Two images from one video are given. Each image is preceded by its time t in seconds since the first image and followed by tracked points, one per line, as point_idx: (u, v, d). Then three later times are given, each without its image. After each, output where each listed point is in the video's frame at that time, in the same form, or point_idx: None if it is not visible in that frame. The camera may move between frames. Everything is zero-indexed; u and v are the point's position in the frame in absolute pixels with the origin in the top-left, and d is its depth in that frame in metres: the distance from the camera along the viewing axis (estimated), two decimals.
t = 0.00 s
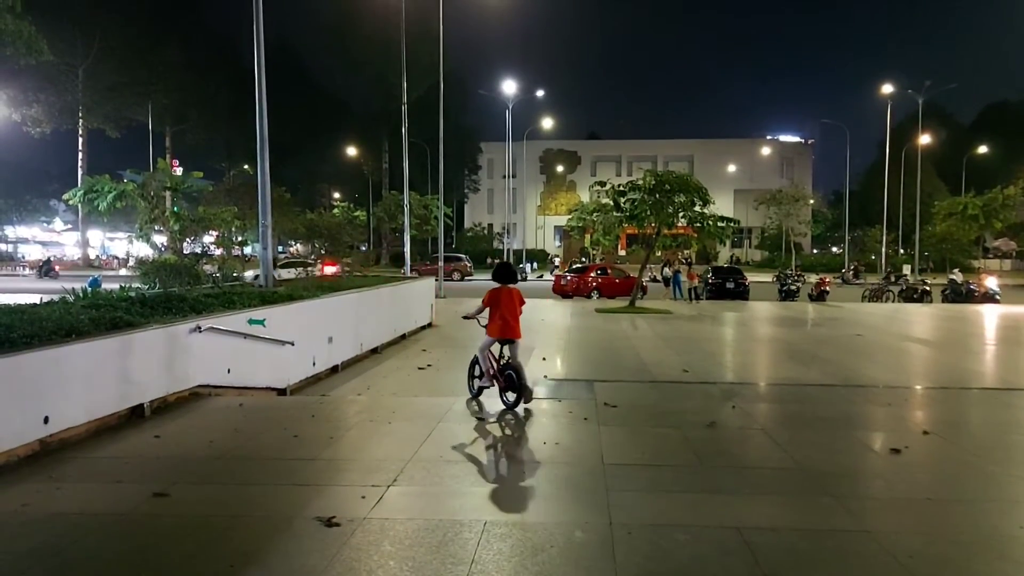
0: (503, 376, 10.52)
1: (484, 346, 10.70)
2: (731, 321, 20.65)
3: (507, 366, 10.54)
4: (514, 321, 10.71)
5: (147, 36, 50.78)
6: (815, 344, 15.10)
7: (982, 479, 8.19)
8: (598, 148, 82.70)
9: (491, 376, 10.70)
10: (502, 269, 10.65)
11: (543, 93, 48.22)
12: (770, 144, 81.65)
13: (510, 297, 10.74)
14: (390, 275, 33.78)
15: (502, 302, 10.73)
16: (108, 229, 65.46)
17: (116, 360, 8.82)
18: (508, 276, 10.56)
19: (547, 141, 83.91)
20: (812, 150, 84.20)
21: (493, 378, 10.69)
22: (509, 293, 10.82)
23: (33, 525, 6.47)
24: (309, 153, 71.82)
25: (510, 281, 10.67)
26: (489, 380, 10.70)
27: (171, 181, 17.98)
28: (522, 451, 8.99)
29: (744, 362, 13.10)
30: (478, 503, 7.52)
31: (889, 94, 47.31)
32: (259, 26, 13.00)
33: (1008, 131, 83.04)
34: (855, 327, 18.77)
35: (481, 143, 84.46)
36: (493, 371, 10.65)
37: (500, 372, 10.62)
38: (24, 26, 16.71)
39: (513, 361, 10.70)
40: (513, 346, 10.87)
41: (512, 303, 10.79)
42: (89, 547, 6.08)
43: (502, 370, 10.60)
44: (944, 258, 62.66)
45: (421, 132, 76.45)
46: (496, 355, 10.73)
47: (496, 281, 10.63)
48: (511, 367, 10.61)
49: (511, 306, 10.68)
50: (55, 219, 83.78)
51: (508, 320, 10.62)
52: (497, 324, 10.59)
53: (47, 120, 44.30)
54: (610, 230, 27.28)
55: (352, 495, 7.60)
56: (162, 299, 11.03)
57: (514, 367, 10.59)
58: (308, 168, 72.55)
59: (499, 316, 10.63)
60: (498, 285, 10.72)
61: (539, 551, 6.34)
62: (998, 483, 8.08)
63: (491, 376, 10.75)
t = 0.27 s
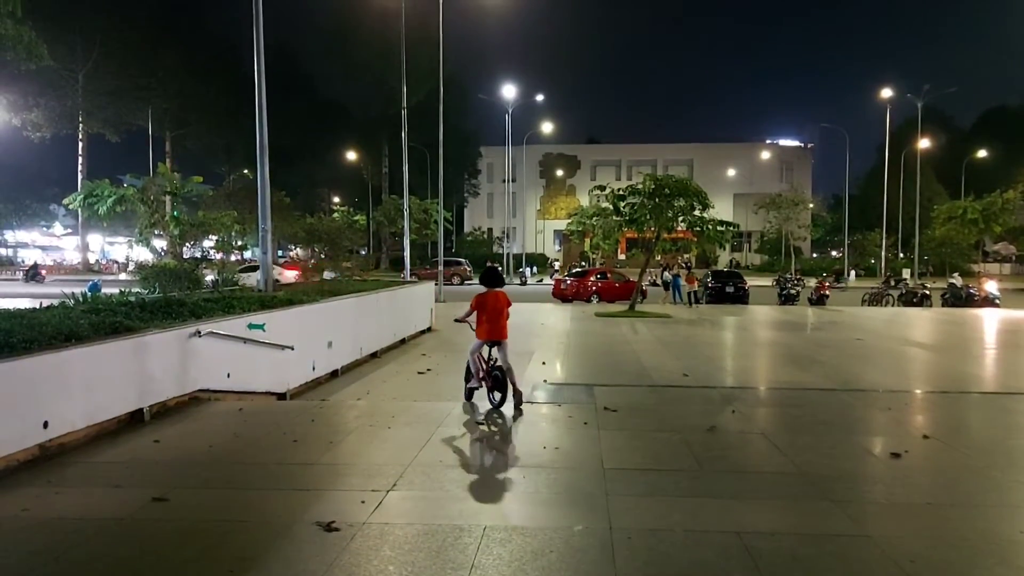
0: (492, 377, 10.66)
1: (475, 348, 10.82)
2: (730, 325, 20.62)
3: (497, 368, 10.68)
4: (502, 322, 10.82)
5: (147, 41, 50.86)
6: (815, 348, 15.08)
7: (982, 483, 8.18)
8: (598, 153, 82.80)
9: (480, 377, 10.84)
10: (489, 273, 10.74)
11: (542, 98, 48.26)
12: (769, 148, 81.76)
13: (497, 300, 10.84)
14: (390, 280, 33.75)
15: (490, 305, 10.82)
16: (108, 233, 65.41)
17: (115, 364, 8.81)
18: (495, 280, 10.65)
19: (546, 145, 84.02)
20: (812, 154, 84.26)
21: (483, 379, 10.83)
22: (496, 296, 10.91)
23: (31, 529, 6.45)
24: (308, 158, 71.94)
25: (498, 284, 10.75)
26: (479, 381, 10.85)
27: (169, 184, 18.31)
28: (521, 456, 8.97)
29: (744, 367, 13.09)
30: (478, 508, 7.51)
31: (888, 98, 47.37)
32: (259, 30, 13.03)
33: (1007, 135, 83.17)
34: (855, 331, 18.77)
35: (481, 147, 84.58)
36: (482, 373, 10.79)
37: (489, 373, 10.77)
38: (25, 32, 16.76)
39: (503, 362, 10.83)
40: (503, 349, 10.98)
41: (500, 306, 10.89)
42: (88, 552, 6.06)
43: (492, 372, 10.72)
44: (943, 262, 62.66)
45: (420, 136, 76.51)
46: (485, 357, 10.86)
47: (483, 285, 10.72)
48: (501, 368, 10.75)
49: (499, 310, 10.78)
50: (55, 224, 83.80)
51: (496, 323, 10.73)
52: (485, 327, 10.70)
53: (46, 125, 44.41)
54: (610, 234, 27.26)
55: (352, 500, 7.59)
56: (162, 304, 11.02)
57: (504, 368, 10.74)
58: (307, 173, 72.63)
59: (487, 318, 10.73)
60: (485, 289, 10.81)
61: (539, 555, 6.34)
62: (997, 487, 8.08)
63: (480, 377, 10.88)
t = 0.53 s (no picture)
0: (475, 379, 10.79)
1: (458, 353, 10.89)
2: (724, 329, 20.61)
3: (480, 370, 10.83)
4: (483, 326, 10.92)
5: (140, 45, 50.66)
6: (808, 352, 15.11)
7: (975, 486, 8.21)
8: (591, 156, 82.94)
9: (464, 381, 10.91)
10: (468, 279, 10.84)
11: (535, 102, 48.31)
12: (762, 153, 82.02)
13: (477, 303, 10.94)
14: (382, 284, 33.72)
15: (470, 310, 10.93)
16: (100, 237, 65.08)
17: (108, 369, 8.79)
18: (474, 285, 10.76)
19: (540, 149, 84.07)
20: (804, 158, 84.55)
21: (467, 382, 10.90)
22: (475, 299, 11.02)
23: (22, 535, 6.42)
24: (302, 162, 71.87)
25: (478, 289, 10.87)
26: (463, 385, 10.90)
27: (162, 189, 18.05)
28: (514, 460, 8.95)
29: (737, 371, 13.10)
30: (471, 513, 7.50)
31: (881, 103, 47.56)
32: (253, 34, 13.02)
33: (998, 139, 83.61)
34: (848, 335, 18.81)
35: (474, 151, 84.61)
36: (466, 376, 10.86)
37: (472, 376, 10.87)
38: (16, 36, 16.68)
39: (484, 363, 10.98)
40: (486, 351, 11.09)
41: (480, 310, 11.00)
42: (80, 558, 6.03)
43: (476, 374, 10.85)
44: (936, 266, 62.92)
45: (414, 140, 76.48)
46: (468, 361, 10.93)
47: (463, 291, 10.78)
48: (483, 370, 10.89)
49: (480, 314, 10.88)
50: (47, 228, 83.43)
51: (479, 327, 10.84)
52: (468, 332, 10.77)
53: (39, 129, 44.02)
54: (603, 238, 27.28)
55: (345, 505, 7.57)
56: (155, 309, 10.99)
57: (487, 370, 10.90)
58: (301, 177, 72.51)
59: (468, 323, 10.81)
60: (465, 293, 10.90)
61: (532, 560, 6.33)
62: (989, 490, 8.11)
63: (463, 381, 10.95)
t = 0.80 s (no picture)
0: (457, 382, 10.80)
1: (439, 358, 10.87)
2: (714, 332, 20.63)
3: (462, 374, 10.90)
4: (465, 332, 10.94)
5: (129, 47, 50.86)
6: (798, 355, 15.14)
7: (963, 489, 8.25)
8: (582, 160, 83.05)
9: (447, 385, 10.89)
10: (450, 285, 10.86)
11: (526, 107, 48.36)
12: (753, 157, 82.29)
13: (458, 309, 10.95)
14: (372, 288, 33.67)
15: (452, 316, 10.92)
16: (90, 241, 64.70)
17: (96, 373, 8.74)
18: (455, 292, 10.76)
19: (531, 153, 84.12)
20: (794, 162, 84.86)
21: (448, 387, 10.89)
22: (456, 305, 11.03)
23: (10, 541, 6.38)
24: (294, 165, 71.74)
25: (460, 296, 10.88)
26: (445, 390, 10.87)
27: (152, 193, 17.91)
28: (504, 464, 8.94)
29: (728, 375, 13.11)
30: (461, 517, 7.49)
31: (870, 107, 47.78)
32: (243, 38, 12.99)
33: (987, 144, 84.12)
34: (839, 338, 18.85)
35: (466, 155, 84.62)
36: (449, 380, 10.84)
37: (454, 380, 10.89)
38: (5, 39, 16.61)
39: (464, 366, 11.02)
40: (466, 355, 11.13)
41: (462, 316, 10.99)
42: (68, 564, 5.99)
43: (458, 378, 10.89)
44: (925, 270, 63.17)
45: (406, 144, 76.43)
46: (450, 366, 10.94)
47: (445, 298, 10.77)
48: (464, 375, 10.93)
49: (462, 321, 10.89)
50: (36, 232, 82.94)
51: (461, 334, 10.84)
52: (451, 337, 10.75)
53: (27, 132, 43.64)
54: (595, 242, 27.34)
55: (335, 509, 7.55)
56: (144, 313, 10.95)
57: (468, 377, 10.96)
58: (293, 181, 72.36)
59: (451, 329, 10.78)
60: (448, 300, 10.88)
61: (523, 564, 6.32)
62: (977, 492, 8.17)
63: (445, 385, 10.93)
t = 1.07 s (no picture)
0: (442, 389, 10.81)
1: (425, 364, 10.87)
2: (708, 335, 20.64)
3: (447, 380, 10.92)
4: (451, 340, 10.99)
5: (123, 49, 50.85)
6: (792, 359, 15.14)
7: (957, 493, 8.26)
8: (577, 164, 83.14)
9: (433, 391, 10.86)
10: (439, 293, 10.91)
11: (521, 110, 48.37)
12: (747, 160, 82.48)
13: (446, 317, 10.99)
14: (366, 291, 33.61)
15: (440, 323, 10.97)
16: (84, 244, 64.51)
17: (89, 377, 8.72)
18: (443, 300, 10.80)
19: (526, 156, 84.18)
20: (788, 166, 85.03)
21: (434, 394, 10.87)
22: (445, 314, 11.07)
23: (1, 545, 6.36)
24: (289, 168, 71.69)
25: (448, 304, 10.94)
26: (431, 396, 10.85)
27: (146, 196, 18.12)
28: (498, 468, 8.92)
29: (722, 378, 13.11)
30: (455, 520, 7.48)
31: (864, 111, 47.91)
32: (237, 40, 12.98)
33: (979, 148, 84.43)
34: (833, 342, 18.87)
35: (460, 158, 84.65)
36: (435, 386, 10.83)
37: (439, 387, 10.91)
38: None
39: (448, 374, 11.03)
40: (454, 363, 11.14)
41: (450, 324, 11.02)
42: (59, 568, 5.96)
43: (444, 384, 10.90)
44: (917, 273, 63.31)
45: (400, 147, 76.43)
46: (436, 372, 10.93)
47: (434, 306, 10.80)
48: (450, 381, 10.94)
49: (450, 329, 10.94)
50: (29, 234, 82.66)
51: (449, 341, 10.88)
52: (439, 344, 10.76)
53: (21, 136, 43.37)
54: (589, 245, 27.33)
55: (328, 513, 7.53)
56: (137, 316, 10.92)
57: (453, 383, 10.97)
58: (288, 183, 72.30)
59: (439, 337, 10.79)
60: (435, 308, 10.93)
61: (516, 568, 6.31)
62: (969, 495, 8.20)
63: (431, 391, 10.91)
